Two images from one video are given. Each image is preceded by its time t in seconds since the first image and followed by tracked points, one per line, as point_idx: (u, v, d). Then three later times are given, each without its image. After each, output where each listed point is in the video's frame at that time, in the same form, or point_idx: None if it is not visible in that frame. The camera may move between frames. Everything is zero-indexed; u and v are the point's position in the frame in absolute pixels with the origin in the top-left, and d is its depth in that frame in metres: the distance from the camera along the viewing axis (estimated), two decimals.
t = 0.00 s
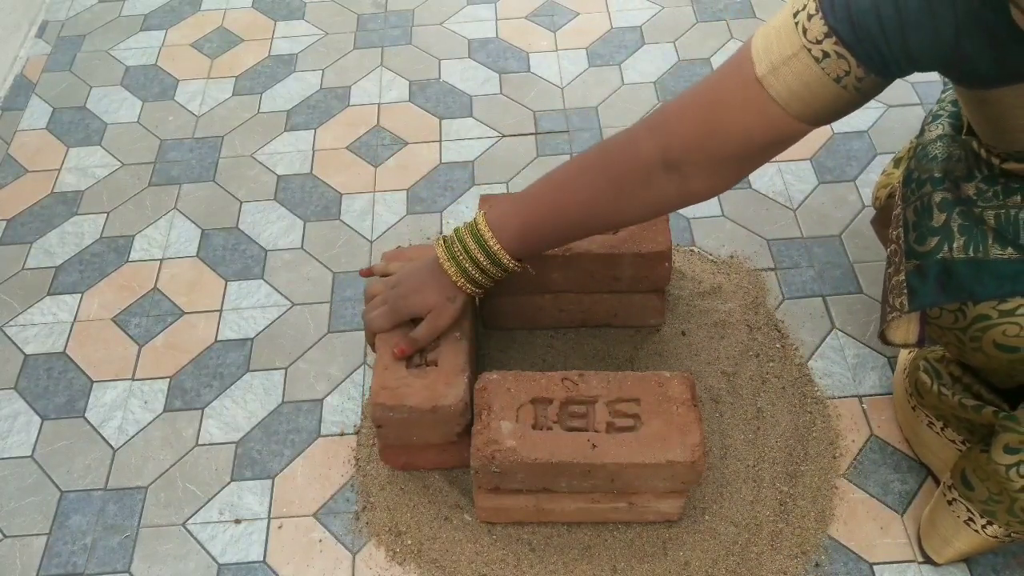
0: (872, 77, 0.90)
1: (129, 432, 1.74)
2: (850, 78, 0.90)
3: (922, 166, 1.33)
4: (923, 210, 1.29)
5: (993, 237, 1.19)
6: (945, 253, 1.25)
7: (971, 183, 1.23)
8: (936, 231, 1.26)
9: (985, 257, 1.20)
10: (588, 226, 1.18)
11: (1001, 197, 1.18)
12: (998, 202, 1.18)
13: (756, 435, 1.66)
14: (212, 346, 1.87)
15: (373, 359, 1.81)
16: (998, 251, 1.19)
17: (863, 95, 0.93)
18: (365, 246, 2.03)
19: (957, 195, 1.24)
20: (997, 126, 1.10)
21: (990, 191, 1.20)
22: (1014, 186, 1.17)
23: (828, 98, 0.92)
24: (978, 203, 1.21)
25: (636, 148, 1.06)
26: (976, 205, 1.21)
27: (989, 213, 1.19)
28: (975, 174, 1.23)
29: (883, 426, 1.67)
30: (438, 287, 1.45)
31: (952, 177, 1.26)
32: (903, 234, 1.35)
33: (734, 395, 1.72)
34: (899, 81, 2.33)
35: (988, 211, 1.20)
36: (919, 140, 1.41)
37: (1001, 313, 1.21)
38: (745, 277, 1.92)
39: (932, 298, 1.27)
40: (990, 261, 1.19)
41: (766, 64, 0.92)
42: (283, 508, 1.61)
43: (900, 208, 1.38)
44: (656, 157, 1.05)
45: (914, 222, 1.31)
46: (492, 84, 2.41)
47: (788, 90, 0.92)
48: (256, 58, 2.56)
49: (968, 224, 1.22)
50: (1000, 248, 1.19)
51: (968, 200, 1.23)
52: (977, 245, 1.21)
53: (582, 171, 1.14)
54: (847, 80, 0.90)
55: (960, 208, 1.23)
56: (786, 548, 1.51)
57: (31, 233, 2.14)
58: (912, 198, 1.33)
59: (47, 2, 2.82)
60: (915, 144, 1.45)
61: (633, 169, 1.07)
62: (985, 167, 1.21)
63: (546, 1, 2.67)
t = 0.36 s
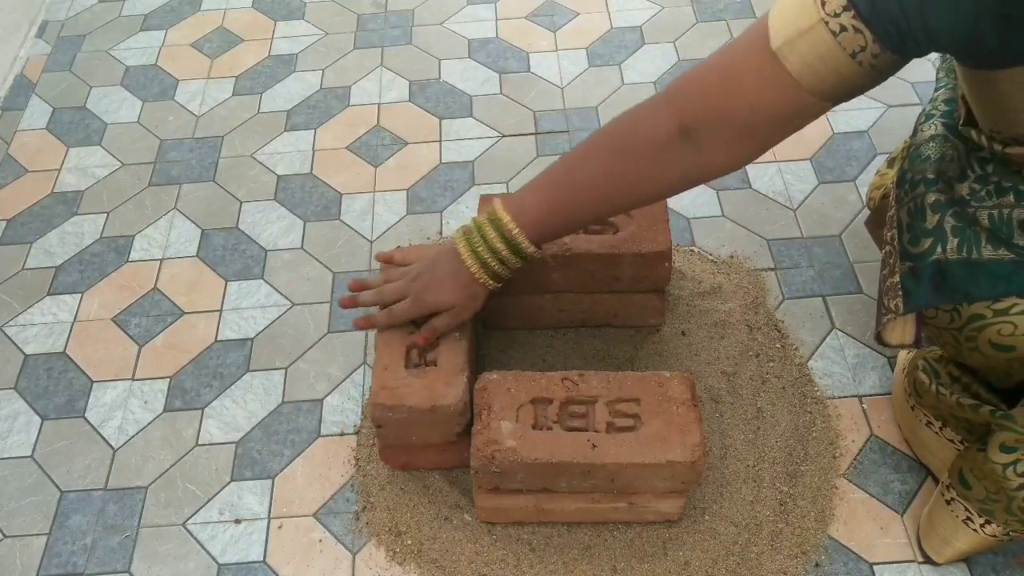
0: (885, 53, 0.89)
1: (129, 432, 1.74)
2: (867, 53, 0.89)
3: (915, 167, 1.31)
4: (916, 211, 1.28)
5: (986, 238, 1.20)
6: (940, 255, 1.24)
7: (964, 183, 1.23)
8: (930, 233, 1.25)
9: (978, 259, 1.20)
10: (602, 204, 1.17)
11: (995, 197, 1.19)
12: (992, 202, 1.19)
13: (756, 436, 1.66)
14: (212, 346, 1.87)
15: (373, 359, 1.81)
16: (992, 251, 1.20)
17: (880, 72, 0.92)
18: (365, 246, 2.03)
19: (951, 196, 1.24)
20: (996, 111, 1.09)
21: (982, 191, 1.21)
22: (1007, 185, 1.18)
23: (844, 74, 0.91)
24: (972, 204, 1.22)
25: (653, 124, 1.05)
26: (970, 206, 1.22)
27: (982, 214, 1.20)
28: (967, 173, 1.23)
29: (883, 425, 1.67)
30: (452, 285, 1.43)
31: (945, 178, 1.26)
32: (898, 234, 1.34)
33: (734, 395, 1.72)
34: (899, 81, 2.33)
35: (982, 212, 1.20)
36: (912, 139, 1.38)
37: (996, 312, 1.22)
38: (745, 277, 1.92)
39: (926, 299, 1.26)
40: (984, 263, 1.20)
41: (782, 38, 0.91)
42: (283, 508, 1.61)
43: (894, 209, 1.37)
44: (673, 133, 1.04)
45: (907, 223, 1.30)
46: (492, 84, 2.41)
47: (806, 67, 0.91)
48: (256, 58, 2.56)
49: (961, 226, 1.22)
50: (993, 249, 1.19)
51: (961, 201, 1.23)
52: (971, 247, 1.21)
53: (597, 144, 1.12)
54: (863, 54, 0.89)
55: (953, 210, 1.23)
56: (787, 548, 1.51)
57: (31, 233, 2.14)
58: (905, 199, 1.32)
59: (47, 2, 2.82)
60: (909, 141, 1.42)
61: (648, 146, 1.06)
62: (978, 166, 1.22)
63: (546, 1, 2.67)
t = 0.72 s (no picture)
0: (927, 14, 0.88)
1: (129, 432, 1.74)
2: (906, 15, 0.88)
3: (915, 186, 1.31)
4: (918, 232, 1.28)
5: (990, 257, 1.20)
6: (944, 277, 1.24)
7: (965, 200, 1.24)
8: (933, 255, 1.26)
9: (983, 279, 1.20)
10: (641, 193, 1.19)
11: (995, 213, 1.21)
12: (993, 217, 1.21)
13: (756, 436, 1.66)
14: (212, 346, 1.87)
15: (373, 359, 1.81)
16: (997, 270, 1.19)
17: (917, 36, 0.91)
18: (365, 246, 2.03)
19: (952, 215, 1.25)
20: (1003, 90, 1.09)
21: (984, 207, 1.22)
22: (1007, 200, 1.19)
23: (883, 38, 0.91)
24: (975, 220, 1.23)
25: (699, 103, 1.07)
26: (972, 223, 1.23)
27: (986, 230, 1.21)
28: (967, 190, 1.25)
29: (883, 426, 1.67)
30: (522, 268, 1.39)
31: (945, 196, 1.27)
32: (901, 257, 1.34)
33: (734, 395, 1.72)
34: (899, 81, 2.33)
35: (984, 227, 1.22)
36: (910, 155, 1.36)
37: (1000, 331, 1.21)
38: (745, 277, 1.92)
39: (934, 323, 1.25)
40: (990, 282, 1.20)
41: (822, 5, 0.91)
42: (283, 508, 1.61)
43: (895, 229, 1.38)
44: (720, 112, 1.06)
45: (910, 246, 1.30)
46: (492, 84, 2.41)
47: (847, 32, 0.91)
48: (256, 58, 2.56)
49: (964, 245, 1.23)
50: (998, 268, 1.19)
51: (963, 219, 1.24)
52: (976, 267, 1.21)
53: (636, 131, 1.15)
54: (902, 16, 0.89)
55: (956, 229, 1.24)
56: (787, 548, 1.51)
57: (31, 233, 2.14)
58: (906, 220, 1.32)
59: (47, 2, 2.82)
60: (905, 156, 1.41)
61: (687, 125, 1.09)
62: (977, 181, 1.23)
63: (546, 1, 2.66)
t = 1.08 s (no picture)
0: None
1: (129, 432, 1.74)
2: None
3: (921, 193, 1.30)
4: (921, 244, 1.27)
5: (993, 275, 1.19)
6: (944, 293, 1.23)
7: (971, 210, 1.21)
8: (934, 270, 1.25)
9: (985, 298, 1.19)
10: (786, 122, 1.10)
11: (1004, 225, 1.17)
12: (1000, 230, 1.18)
13: (756, 436, 1.66)
14: (212, 346, 1.87)
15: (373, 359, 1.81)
16: (999, 290, 1.18)
17: None
18: (365, 246, 2.03)
19: (956, 228, 1.23)
20: None
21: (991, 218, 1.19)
22: (1016, 212, 1.16)
23: None
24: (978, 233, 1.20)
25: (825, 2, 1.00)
26: (977, 235, 1.20)
27: (992, 243, 1.18)
28: (975, 199, 1.21)
29: (882, 426, 1.67)
30: (677, 207, 1.19)
31: (951, 207, 1.25)
32: (899, 267, 1.32)
33: (734, 395, 1.72)
34: (900, 81, 2.33)
35: (991, 241, 1.18)
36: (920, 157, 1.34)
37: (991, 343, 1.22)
38: (745, 277, 1.92)
39: (928, 339, 1.27)
40: (991, 302, 1.19)
41: None
42: (283, 508, 1.61)
43: (892, 232, 1.36)
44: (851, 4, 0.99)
45: (910, 257, 1.30)
46: (492, 84, 2.41)
47: None
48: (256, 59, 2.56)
49: (967, 261, 1.21)
50: (1000, 288, 1.18)
51: (968, 232, 1.21)
52: (977, 286, 1.20)
53: (750, 66, 1.08)
54: None
55: (959, 244, 1.22)
56: (787, 548, 1.51)
57: (31, 233, 2.14)
58: (908, 228, 1.31)
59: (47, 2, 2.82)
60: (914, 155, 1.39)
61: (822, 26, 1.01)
62: (988, 191, 1.20)
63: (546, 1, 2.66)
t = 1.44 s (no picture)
0: None
1: (129, 432, 1.74)
2: None
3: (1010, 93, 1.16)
4: (999, 158, 1.17)
5: None
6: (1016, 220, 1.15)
7: None
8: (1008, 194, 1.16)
9: None
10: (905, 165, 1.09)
11: None
12: None
13: (756, 436, 1.66)
14: (212, 346, 1.87)
15: (373, 359, 1.81)
16: None
17: None
18: (365, 246, 2.03)
19: None
20: None
21: None
22: None
23: None
24: None
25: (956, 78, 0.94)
26: None
27: None
28: None
29: (882, 426, 1.67)
30: (771, 225, 1.34)
31: None
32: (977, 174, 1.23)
33: (734, 395, 1.72)
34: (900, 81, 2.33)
35: None
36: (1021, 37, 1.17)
37: None
38: (745, 277, 1.92)
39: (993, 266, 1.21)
40: None
41: None
42: (283, 508, 1.61)
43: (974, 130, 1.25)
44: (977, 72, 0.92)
45: (987, 170, 1.20)
46: (492, 84, 2.41)
47: None
48: (256, 59, 2.56)
49: None
50: None
51: None
52: None
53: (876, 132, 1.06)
54: None
55: None
56: (787, 548, 1.51)
57: (31, 233, 2.14)
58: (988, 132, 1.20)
59: (47, 2, 2.82)
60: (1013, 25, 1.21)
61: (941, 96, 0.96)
62: None
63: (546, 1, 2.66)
